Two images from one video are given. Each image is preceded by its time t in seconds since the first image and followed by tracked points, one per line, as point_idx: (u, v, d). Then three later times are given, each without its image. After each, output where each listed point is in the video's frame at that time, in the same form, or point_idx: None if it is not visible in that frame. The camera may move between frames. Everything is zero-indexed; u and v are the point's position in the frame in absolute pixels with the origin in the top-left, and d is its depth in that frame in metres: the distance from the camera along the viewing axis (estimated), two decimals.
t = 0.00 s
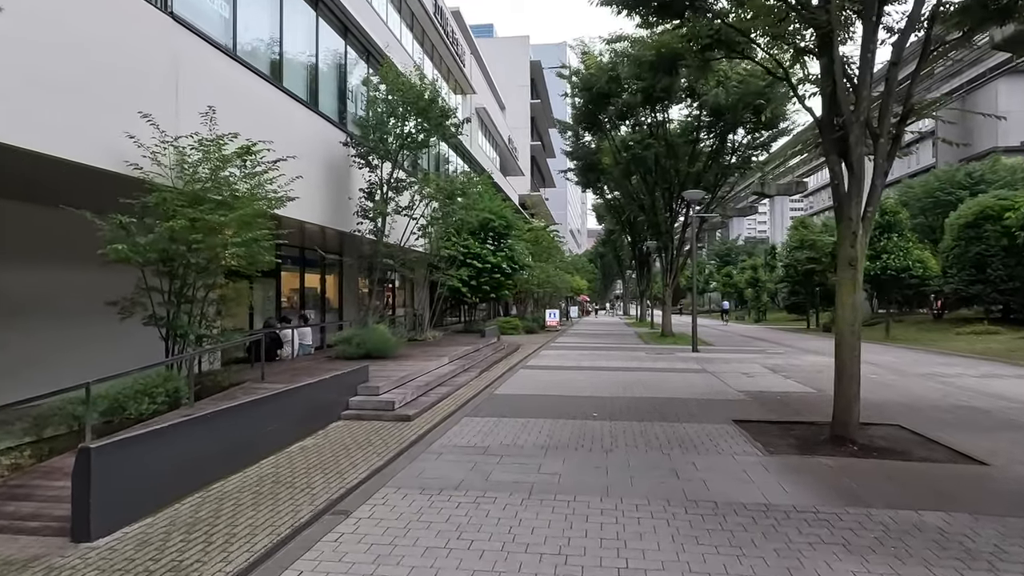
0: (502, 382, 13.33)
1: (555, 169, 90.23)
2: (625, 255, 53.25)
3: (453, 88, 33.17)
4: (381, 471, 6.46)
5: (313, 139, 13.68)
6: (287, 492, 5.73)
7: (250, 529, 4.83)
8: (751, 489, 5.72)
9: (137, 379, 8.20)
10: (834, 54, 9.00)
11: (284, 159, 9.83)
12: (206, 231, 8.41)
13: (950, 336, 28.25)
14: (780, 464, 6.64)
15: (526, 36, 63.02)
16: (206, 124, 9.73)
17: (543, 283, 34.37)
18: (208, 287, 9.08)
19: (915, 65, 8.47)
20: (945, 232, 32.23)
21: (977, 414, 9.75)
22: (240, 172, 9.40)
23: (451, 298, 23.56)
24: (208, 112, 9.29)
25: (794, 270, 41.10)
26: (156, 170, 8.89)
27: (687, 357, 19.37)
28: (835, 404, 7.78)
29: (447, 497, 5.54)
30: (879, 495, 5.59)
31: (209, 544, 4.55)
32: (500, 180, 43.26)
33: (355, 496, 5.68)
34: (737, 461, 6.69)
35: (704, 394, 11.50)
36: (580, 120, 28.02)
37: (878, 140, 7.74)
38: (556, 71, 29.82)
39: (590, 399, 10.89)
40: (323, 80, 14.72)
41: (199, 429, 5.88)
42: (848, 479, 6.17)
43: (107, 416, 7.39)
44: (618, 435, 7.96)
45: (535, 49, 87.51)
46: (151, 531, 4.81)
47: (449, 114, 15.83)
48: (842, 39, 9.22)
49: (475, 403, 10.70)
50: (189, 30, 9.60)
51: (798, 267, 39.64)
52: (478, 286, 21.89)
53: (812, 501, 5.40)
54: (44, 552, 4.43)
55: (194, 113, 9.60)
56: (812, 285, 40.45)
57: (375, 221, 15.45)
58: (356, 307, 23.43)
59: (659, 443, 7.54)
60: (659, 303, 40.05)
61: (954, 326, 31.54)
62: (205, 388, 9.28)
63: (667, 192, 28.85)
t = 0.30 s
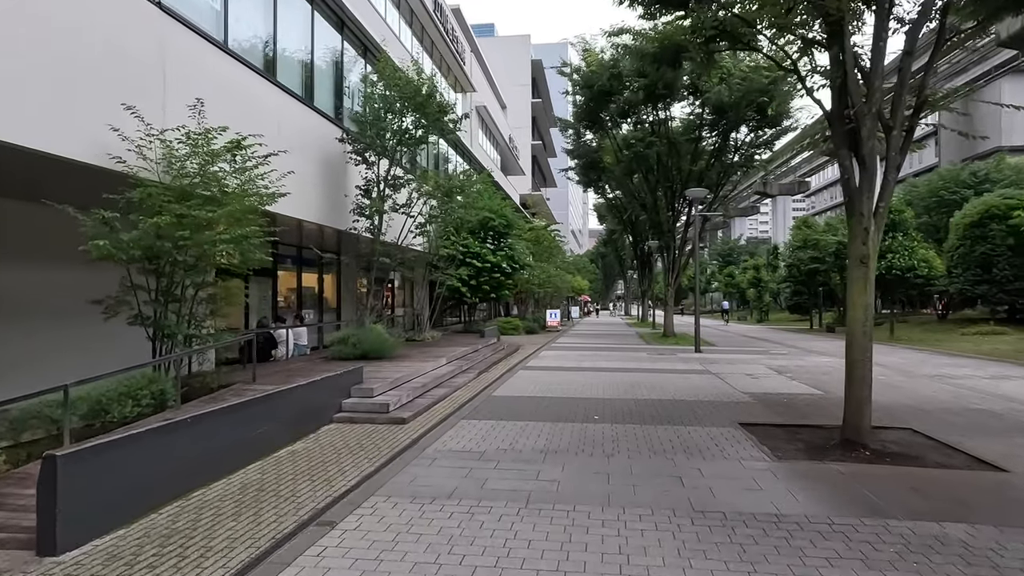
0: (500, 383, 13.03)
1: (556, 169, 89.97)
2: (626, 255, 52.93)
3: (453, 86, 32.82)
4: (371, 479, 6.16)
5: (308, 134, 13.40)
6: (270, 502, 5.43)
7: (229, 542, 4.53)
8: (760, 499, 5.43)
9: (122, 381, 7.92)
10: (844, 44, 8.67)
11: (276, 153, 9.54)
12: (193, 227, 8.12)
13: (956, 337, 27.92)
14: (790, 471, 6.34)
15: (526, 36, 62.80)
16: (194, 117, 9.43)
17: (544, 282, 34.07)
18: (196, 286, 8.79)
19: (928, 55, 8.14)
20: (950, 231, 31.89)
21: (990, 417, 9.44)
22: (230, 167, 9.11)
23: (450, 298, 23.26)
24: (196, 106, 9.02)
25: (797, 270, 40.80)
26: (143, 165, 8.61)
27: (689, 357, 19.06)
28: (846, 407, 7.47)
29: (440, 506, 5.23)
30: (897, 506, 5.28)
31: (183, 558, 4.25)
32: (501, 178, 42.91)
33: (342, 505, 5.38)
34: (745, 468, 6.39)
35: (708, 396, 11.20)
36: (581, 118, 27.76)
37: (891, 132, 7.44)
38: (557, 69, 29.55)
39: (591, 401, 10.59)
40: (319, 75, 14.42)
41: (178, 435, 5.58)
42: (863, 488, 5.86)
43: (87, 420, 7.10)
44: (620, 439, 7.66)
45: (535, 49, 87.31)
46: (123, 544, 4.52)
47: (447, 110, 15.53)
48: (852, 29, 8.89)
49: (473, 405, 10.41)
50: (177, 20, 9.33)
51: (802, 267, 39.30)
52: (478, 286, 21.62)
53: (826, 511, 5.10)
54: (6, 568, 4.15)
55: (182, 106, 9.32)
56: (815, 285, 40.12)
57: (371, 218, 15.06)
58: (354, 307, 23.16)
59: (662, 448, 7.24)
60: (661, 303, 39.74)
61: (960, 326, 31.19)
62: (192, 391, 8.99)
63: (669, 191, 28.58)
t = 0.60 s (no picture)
0: (497, 386, 12.66)
1: (556, 168, 89.62)
2: (627, 254, 52.52)
3: (452, 82, 32.46)
4: (354, 492, 5.81)
5: (300, 130, 13.04)
6: (243, 519, 5.07)
7: (193, 566, 4.19)
8: (769, 516, 5.07)
9: (97, 386, 7.53)
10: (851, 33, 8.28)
11: (261, 148, 9.16)
12: (173, 225, 7.74)
13: (960, 337, 27.54)
14: (799, 483, 5.98)
15: (525, 33, 62.44)
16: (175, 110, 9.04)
17: (544, 282, 33.66)
18: (179, 287, 8.44)
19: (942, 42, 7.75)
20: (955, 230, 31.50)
21: (1005, 422, 9.07)
22: (214, 163, 8.76)
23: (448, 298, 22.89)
24: (177, 99, 8.66)
25: (799, 268, 40.43)
26: (121, 161, 8.26)
27: (690, 358, 18.68)
28: (858, 412, 7.09)
29: (426, 524, 4.88)
30: (917, 523, 4.92)
31: None
32: (500, 176, 42.58)
33: (322, 523, 5.01)
34: (753, 480, 6.03)
35: (711, 400, 10.82)
36: (580, 115, 27.43)
37: (904, 124, 7.07)
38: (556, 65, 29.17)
39: (590, 405, 10.22)
40: (311, 69, 14.04)
41: (144, 448, 5.24)
42: (879, 502, 5.50)
43: (58, 428, 6.74)
44: (619, 448, 7.27)
45: (536, 47, 86.88)
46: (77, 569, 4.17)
47: (442, 104, 15.15)
48: (860, 16, 8.50)
49: (467, 410, 10.04)
50: (156, 9, 8.95)
51: (803, 266, 38.92)
52: (476, 285, 21.29)
53: (839, 530, 4.74)
54: None
55: (163, 99, 8.97)
56: (817, 284, 39.74)
57: (365, 216, 14.64)
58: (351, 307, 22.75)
59: (664, 457, 6.88)
60: (662, 302, 39.38)
61: (964, 326, 30.77)
62: (173, 395, 8.63)
63: (670, 189, 28.22)
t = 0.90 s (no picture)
0: (494, 388, 12.37)
1: (556, 167, 89.34)
2: (627, 253, 52.21)
3: (451, 81, 32.19)
4: (340, 502, 5.53)
5: (293, 126, 12.76)
6: (221, 532, 4.78)
7: None
8: (779, 528, 4.78)
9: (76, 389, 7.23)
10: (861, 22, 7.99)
11: (249, 142, 8.88)
12: (156, 221, 7.45)
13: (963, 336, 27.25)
14: (809, 491, 5.69)
15: (525, 32, 62.20)
16: (160, 104, 8.75)
17: (543, 282, 33.37)
18: (163, 286, 8.14)
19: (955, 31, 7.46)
20: (958, 229, 31.23)
21: (1018, 425, 8.79)
22: (200, 158, 8.48)
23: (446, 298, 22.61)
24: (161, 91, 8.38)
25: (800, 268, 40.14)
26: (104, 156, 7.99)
27: (691, 359, 18.38)
28: (869, 416, 6.80)
29: (414, 537, 4.59)
30: (937, 536, 4.63)
31: None
32: (499, 175, 42.32)
33: (304, 536, 4.71)
34: (760, 488, 5.74)
35: (715, 402, 10.51)
36: (580, 113, 27.21)
37: (917, 116, 6.80)
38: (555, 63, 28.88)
39: (590, 408, 9.94)
40: (304, 64, 13.75)
41: (115, 456, 4.96)
42: (895, 512, 5.21)
43: (33, 434, 6.45)
44: (620, 454, 6.98)
45: (535, 46, 86.60)
46: None
47: (438, 100, 14.88)
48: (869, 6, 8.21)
49: (463, 413, 9.74)
50: None
51: (805, 266, 38.62)
52: (474, 285, 21.01)
53: (854, 544, 4.45)
54: None
55: (146, 91, 8.68)
56: (818, 284, 39.45)
57: (359, 214, 14.26)
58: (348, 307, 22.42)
59: (666, 463, 6.60)
60: (663, 302, 39.11)
61: (968, 326, 30.46)
62: (159, 398, 8.35)
63: (671, 188, 27.91)
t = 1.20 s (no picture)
0: (492, 392, 11.98)
1: (556, 167, 88.99)
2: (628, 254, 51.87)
3: (450, 80, 31.81)
4: (322, 518, 5.15)
5: (284, 121, 12.39)
6: (190, 553, 4.41)
7: None
8: (794, 549, 4.41)
9: (50, 394, 6.87)
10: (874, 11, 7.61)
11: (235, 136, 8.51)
12: (134, 218, 7.08)
13: (969, 338, 26.88)
14: (825, 506, 5.33)
15: (525, 32, 61.88)
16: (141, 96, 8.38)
17: (543, 282, 33.01)
18: (143, 285, 7.76)
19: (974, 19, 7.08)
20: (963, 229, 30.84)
21: None
22: (183, 152, 8.12)
23: (444, 299, 22.23)
24: (142, 81, 8.02)
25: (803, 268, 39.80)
26: (81, 149, 7.62)
27: (694, 361, 17.99)
28: (885, 424, 6.44)
29: (398, 560, 4.22)
30: (967, 559, 4.26)
31: None
32: (499, 175, 41.98)
33: (279, 559, 4.34)
34: (772, 503, 5.36)
35: (720, 408, 10.15)
36: (580, 112, 26.84)
37: (935, 108, 6.44)
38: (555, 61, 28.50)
39: (591, 413, 9.57)
40: (297, 58, 13.38)
41: (79, 469, 4.60)
42: (918, 530, 4.84)
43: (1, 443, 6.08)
44: (621, 464, 6.61)
45: (535, 46, 86.29)
46: None
47: (434, 95, 14.52)
48: None
49: (459, 418, 9.37)
50: None
51: (807, 266, 38.21)
52: (472, 285, 20.67)
53: (878, 568, 4.09)
54: None
55: (127, 82, 8.31)
56: (821, 285, 39.10)
57: (353, 212, 13.95)
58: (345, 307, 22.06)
59: (671, 475, 6.23)
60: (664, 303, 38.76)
61: (973, 327, 30.04)
62: (139, 404, 7.98)
63: (672, 188, 27.55)
